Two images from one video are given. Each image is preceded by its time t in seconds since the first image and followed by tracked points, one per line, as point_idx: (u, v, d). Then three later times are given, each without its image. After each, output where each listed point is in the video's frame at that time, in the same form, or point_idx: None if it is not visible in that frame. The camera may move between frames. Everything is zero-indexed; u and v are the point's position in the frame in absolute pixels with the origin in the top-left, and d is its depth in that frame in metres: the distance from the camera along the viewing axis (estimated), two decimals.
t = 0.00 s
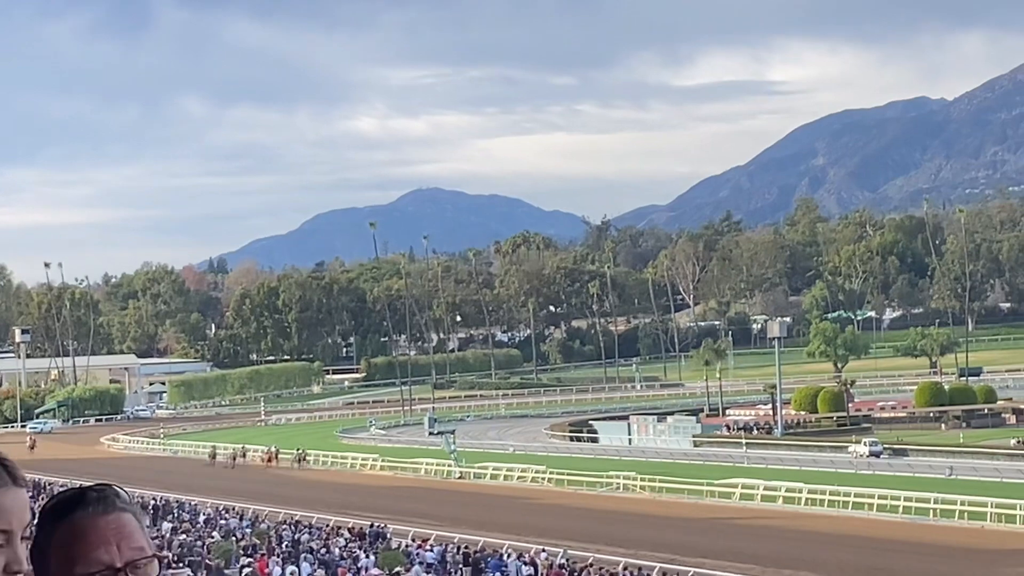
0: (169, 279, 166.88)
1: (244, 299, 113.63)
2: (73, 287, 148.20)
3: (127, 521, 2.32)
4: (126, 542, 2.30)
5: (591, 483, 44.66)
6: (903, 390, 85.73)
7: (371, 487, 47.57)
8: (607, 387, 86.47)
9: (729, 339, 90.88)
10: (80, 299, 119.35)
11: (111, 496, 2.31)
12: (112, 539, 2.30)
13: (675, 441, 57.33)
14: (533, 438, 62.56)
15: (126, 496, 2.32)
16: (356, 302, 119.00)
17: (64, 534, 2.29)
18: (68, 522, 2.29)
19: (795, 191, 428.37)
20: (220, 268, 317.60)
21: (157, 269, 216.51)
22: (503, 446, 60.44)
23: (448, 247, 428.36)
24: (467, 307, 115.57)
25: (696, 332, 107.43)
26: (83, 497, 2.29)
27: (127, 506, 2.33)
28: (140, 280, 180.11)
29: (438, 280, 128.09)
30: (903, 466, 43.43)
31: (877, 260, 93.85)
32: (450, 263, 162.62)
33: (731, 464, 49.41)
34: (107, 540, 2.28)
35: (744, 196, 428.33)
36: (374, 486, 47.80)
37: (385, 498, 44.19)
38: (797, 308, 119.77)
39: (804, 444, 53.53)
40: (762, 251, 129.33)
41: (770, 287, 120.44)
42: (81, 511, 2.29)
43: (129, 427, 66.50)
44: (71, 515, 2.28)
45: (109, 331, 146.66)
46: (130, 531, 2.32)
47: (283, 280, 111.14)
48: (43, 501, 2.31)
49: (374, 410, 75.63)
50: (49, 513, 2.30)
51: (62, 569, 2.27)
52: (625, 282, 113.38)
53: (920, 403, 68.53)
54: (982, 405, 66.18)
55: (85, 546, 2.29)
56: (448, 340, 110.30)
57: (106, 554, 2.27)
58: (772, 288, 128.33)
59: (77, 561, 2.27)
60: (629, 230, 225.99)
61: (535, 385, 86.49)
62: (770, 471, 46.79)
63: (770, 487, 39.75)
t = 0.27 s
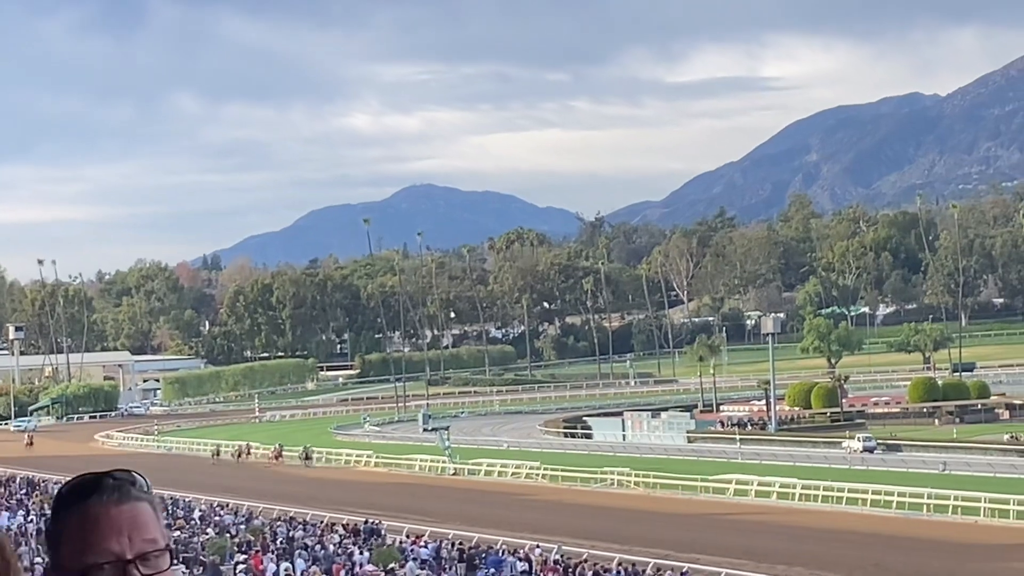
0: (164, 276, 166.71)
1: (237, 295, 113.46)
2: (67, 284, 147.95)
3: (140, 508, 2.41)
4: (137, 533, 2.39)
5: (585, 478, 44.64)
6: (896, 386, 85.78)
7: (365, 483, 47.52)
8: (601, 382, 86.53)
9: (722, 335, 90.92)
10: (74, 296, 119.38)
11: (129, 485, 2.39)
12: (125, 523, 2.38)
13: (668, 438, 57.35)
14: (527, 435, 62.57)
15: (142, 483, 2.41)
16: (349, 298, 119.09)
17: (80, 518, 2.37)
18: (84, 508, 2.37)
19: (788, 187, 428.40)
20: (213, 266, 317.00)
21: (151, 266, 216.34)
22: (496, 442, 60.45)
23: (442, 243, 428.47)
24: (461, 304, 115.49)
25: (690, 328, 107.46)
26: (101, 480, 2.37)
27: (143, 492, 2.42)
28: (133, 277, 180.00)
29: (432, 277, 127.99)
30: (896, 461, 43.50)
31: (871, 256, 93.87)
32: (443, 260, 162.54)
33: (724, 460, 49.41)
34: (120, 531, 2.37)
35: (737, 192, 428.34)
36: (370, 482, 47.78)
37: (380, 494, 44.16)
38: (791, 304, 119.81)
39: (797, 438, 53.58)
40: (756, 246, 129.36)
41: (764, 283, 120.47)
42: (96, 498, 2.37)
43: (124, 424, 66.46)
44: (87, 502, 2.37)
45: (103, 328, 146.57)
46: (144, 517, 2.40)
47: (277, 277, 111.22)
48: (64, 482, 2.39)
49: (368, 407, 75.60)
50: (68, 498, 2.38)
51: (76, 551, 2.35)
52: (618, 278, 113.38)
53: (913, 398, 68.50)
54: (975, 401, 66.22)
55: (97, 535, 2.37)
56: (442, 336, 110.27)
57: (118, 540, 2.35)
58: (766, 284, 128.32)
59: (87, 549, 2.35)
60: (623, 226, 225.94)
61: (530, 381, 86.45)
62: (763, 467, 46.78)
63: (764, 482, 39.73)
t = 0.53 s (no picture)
0: (156, 271, 166.40)
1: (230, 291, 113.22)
2: (59, 279, 147.67)
3: (207, 493, 2.69)
4: (199, 515, 2.67)
5: (576, 474, 44.68)
6: (888, 381, 85.88)
7: (358, 478, 47.55)
8: (593, 378, 86.51)
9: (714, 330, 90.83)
10: (66, 292, 119.04)
11: (199, 468, 2.66)
12: (187, 508, 2.66)
13: (660, 433, 57.40)
14: (519, 430, 62.61)
15: (215, 470, 2.67)
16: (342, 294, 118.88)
17: (149, 493, 2.65)
18: (154, 487, 2.65)
19: (780, 182, 428.42)
20: (204, 261, 316.32)
21: (142, 262, 215.91)
22: (489, 437, 60.47)
23: (434, 238, 428.56)
24: (453, 300, 115.30)
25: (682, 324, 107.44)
26: (172, 466, 2.64)
27: (212, 478, 2.69)
28: (125, 272, 179.66)
29: (424, 273, 127.76)
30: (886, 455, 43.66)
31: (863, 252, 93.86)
32: (435, 255, 162.39)
33: (716, 454, 49.49)
34: (180, 512, 2.65)
35: (729, 187, 428.36)
36: (363, 478, 47.80)
37: (373, 489, 44.15)
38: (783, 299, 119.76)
39: (789, 433, 53.64)
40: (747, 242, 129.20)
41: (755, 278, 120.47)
42: (165, 479, 2.66)
43: (117, 420, 66.39)
44: (157, 479, 2.65)
45: (95, 323, 146.37)
46: (206, 504, 2.68)
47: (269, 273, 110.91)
48: (141, 466, 2.67)
49: (361, 402, 75.55)
50: (141, 471, 2.67)
51: (144, 529, 2.63)
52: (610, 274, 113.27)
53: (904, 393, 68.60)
54: (965, 395, 66.34)
55: (162, 512, 2.65)
56: (434, 332, 110.02)
57: (178, 521, 2.64)
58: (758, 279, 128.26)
59: (152, 526, 2.63)
60: (614, 221, 225.73)
61: (522, 377, 86.42)
62: (755, 462, 46.89)
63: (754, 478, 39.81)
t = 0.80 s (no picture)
0: (145, 267, 165.73)
1: (219, 286, 112.65)
2: (48, 275, 146.92)
3: (235, 493, 2.51)
4: (224, 514, 2.49)
5: (567, 469, 44.31)
6: (878, 375, 85.64)
7: (349, 474, 47.13)
8: (583, 373, 86.16)
9: (704, 325, 90.50)
10: (54, 288, 118.36)
11: (226, 466, 2.48)
12: (211, 507, 2.49)
13: (651, 428, 57.10)
14: (510, 426, 62.28)
15: (249, 468, 2.50)
16: (331, 289, 118.33)
17: (173, 488, 2.51)
18: (177, 482, 2.50)
19: (770, 177, 428.43)
20: (194, 257, 315.74)
21: (132, 258, 215.21)
22: (479, 432, 60.12)
23: (424, 234, 428.59)
24: (442, 295, 114.80)
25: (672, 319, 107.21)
26: (198, 461, 2.47)
27: (246, 475, 2.51)
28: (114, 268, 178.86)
29: (413, 268, 127.22)
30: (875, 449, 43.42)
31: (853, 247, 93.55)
32: (425, 251, 161.93)
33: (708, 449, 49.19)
34: (202, 513, 2.48)
35: (719, 182, 428.36)
36: (353, 473, 47.40)
37: (364, 485, 43.75)
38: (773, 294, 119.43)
39: (780, 428, 53.33)
40: (737, 237, 128.86)
41: (745, 273, 120.25)
42: (189, 474, 2.49)
43: (106, 416, 65.90)
44: (181, 475, 2.49)
45: (85, 319, 145.72)
46: (237, 501, 2.50)
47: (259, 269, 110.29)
48: (167, 455, 2.51)
49: (351, 398, 75.10)
50: (167, 463, 2.51)
51: (170, 521, 2.49)
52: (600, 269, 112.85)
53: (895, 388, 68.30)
54: (956, 389, 66.09)
55: (185, 512, 2.50)
56: (425, 328, 109.48)
57: (199, 523, 2.47)
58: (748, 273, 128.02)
59: (176, 526, 2.47)
60: (604, 216, 225.35)
61: (512, 372, 86.03)
62: (746, 456, 46.60)
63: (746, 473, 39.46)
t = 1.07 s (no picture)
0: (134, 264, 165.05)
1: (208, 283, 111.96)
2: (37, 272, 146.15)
3: (235, 481, 2.60)
4: (222, 501, 2.57)
5: (556, 465, 43.95)
6: (867, 372, 85.40)
7: (338, 470, 46.75)
8: (573, 370, 85.73)
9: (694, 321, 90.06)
10: (43, 285, 117.59)
11: (226, 456, 2.56)
12: (209, 496, 2.58)
13: (640, 424, 56.76)
14: (499, 422, 61.96)
15: (251, 457, 2.59)
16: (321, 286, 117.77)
17: (173, 479, 2.59)
18: (180, 471, 2.58)
19: (759, 174, 428.40)
20: (184, 253, 315.26)
21: (122, 254, 214.62)
22: (469, 429, 59.79)
23: (413, 231, 428.53)
24: (432, 292, 114.21)
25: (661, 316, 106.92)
26: (200, 450, 2.56)
27: (246, 464, 2.60)
28: (103, 265, 178.19)
29: (403, 265, 126.62)
30: (864, 445, 43.23)
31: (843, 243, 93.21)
32: (415, 248, 161.48)
33: (697, 446, 48.90)
34: (199, 503, 2.57)
35: (708, 179, 428.31)
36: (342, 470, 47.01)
37: (353, 481, 43.35)
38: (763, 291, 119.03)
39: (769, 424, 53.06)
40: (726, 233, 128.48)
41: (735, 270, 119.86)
42: (190, 460, 2.57)
43: (95, 412, 65.40)
44: (183, 463, 2.58)
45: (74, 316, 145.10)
46: (237, 492, 2.59)
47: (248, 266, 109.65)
48: (168, 448, 2.59)
49: (340, 395, 74.65)
50: (168, 455, 2.60)
51: (172, 510, 2.57)
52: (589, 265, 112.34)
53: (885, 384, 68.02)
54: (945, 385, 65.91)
55: (184, 503, 2.58)
56: (415, 325, 108.84)
57: (196, 511, 2.56)
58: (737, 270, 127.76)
59: (178, 515, 2.55)
60: (593, 213, 224.97)
61: (501, 369, 85.60)
62: (736, 453, 46.34)
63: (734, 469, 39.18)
